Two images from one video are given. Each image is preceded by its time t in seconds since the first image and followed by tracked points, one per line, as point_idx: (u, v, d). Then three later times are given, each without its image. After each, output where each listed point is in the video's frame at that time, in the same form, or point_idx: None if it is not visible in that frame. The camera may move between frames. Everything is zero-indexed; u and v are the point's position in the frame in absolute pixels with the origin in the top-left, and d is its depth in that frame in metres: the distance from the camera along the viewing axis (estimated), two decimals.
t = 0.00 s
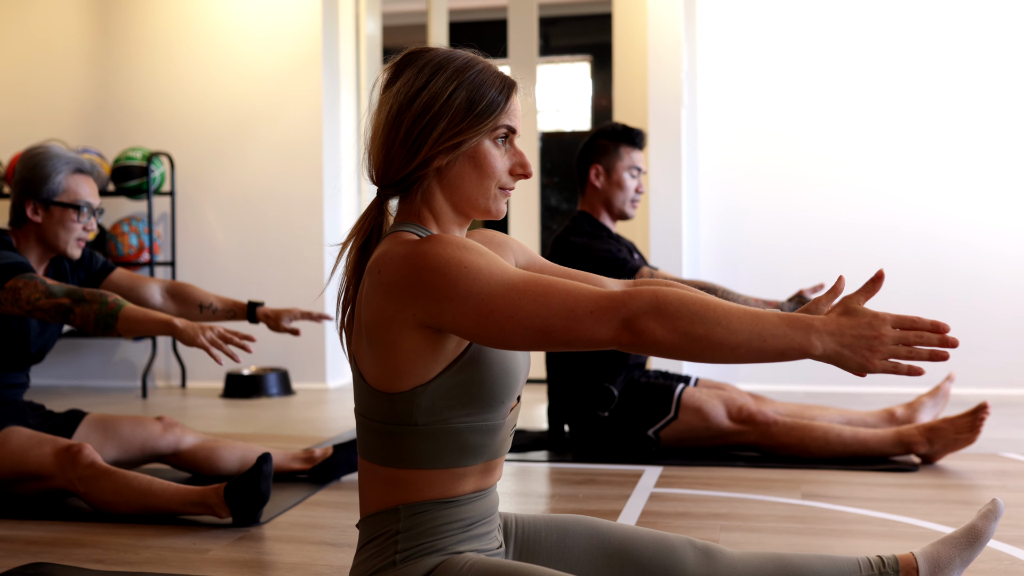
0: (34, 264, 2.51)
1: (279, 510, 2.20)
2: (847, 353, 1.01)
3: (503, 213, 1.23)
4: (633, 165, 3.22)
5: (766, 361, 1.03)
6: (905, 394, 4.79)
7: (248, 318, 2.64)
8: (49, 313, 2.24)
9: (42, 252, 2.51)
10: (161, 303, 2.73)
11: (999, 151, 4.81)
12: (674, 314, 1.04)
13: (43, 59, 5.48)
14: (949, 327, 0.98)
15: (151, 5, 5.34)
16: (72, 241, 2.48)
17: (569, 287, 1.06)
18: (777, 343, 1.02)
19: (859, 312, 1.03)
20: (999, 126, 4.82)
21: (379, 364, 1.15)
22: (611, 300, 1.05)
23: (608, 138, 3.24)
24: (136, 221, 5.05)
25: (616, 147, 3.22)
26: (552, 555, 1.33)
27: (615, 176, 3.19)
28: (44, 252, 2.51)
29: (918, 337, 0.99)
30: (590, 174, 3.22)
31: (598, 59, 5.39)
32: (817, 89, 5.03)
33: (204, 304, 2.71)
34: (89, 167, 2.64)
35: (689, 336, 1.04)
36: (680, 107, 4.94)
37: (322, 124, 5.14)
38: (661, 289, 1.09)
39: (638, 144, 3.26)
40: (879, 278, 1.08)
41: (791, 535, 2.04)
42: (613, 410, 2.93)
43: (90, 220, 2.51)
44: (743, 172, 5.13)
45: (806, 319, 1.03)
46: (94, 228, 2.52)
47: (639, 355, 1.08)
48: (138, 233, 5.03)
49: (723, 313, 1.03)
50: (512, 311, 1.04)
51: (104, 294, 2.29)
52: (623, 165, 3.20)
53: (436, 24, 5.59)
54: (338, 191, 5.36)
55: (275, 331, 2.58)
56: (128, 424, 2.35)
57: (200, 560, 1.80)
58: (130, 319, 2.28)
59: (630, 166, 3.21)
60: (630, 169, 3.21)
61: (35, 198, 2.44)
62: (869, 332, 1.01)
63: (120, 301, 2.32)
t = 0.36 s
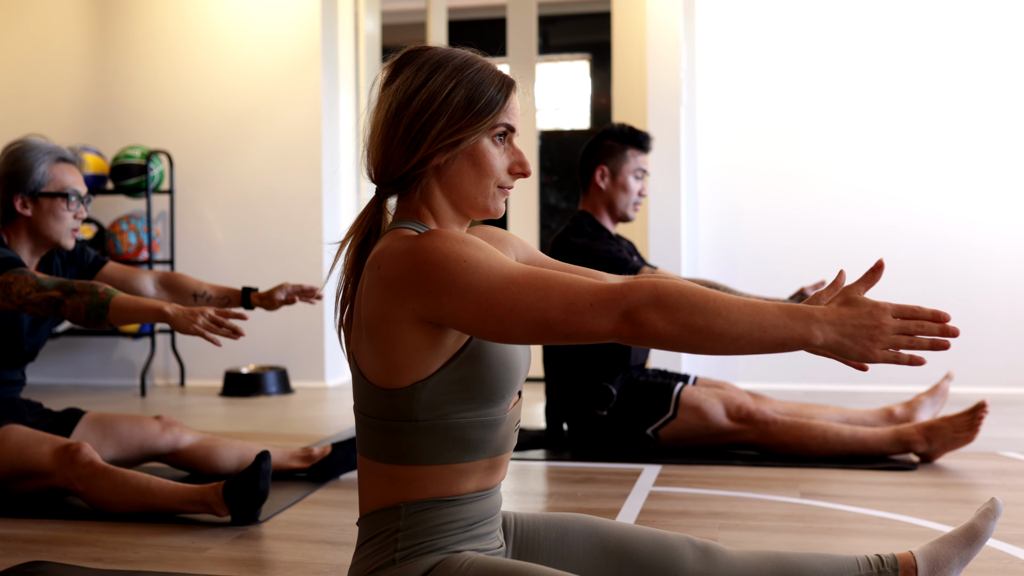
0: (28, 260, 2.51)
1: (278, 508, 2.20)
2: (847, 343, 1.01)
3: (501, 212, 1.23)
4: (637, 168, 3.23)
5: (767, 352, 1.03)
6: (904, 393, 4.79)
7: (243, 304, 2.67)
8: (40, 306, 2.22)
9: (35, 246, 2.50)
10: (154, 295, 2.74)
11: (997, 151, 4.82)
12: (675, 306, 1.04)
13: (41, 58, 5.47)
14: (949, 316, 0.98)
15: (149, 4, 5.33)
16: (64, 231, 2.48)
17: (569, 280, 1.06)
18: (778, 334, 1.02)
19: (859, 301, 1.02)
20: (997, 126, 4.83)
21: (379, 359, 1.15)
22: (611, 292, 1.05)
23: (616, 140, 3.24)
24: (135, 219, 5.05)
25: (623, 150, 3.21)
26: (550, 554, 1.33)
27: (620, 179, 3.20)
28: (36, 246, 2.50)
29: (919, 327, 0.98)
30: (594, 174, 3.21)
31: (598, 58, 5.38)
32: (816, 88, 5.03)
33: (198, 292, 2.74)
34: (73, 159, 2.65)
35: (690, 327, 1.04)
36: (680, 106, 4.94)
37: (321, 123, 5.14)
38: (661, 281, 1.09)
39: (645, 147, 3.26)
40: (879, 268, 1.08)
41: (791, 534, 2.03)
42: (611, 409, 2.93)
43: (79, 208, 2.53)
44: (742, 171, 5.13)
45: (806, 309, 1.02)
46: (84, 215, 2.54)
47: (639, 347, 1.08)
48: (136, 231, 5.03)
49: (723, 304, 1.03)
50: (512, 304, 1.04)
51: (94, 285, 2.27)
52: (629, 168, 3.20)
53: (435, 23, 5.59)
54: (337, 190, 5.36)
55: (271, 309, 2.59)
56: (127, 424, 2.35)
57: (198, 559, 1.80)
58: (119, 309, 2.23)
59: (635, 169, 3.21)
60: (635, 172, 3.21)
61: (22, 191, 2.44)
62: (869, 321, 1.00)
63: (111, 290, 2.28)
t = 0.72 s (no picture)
0: (27, 259, 2.51)
1: (278, 508, 2.20)
2: (858, 344, 1.01)
3: (509, 215, 1.23)
4: (646, 170, 3.22)
5: (777, 353, 1.03)
6: (904, 393, 4.79)
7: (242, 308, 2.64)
8: (37, 306, 2.23)
9: (35, 244, 2.50)
10: (154, 297, 2.71)
11: (997, 150, 4.82)
12: (685, 306, 1.04)
13: (41, 57, 5.47)
14: (960, 317, 0.97)
15: (150, 3, 5.33)
16: (64, 231, 2.49)
17: (579, 280, 1.06)
18: (788, 334, 1.02)
19: (870, 302, 1.02)
20: (997, 125, 4.83)
21: (386, 357, 1.15)
22: (622, 292, 1.05)
23: (625, 142, 3.24)
24: (135, 218, 5.05)
25: (632, 152, 3.22)
26: (551, 553, 1.33)
27: (628, 181, 3.19)
28: (36, 245, 2.51)
29: (929, 328, 0.98)
30: (602, 175, 3.21)
31: (598, 57, 5.37)
32: (816, 88, 5.03)
33: (198, 296, 2.71)
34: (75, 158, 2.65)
35: (700, 327, 1.04)
36: (680, 105, 4.94)
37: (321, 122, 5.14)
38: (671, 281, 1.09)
39: (655, 151, 3.27)
40: (889, 269, 1.07)
41: (792, 534, 2.03)
42: (611, 408, 2.94)
43: (80, 208, 2.52)
44: (742, 171, 5.12)
45: (817, 309, 1.02)
46: (85, 216, 2.53)
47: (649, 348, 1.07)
48: (136, 230, 5.02)
49: (734, 304, 1.03)
50: (522, 302, 1.04)
51: (93, 287, 2.28)
52: (637, 170, 3.20)
53: (435, 23, 5.58)
54: (337, 189, 5.36)
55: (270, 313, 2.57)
56: (126, 422, 2.35)
57: (198, 558, 1.80)
58: (118, 309, 2.25)
59: (644, 172, 3.21)
60: (644, 175, 3.21)
61: (23, 190, 2.44)
62: (880, 322, 1.00)
63: (109, 293, 2.29)
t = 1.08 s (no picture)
0: (43, 256, 2.52)
1: (278, 507, 2.20)
2: (863, 344, 1.01)
3: (514, 215, 1.23)
4: (657, 175, 3.22)
5: (783, 353, 1.03)
6: (904, 392, 4.79)
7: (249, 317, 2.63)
8: (51, 298, 2.23)
9: (51, 243, 2.51)
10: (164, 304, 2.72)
11: (997, 149, 4.82)
12: (691, 307, 1.04)
13: (41, 56, 5.47)
14: (964, 318, 0.98)
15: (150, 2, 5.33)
16: (81, 232, 2.49)
17: (585, 280, 1.06)
18: (794, 335, 1.02)
19: (875, 303, 1.02)
20: (997, 124, 4.83)
21: (389, 357, 1.15)
22: (627, 293, 1.05)
23: (638, 145, 3.23)
24: (134, 217, 5.05)
25: (643, 155, 3.21)
26: (550, 551, 1.34)
27: (639, 184, 3.19)
28: (52, 243, 2.51)
29: (934, 329, 0.98)
30: (613, 178, 3.21)
31: (597, 56, 5.38)
32: (816, 87, 5.03)
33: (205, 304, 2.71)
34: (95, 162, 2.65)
35: (705, 328, 1.04)
36: (680, 104, 4.94)
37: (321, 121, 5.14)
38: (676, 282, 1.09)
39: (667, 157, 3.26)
40: (895, 269, 1.07)
41: (792, 533, 2.04)
42: (612, 408, 2.94)
43: (98, 211, 2.51)
44: (742, 170, 5.13)
45: (822, 310, 1.02)
46: (102, 219, 2.52)
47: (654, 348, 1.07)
48: (136, 230, 5.02)
49: (740, 305, 1.03)
50: (527, 302, 1.04)
51: (106, 280, 2.30)
52: (648, 174, 3.19)
53: (435, 22, 5.59)
54: (336, 188, 5.36)
55: (278, 325, 2.58)
56: (126, 423, 2.35)
57: (198, 557, 1.80)
58: (130, 302, 2.28)
59: (655, 177, 3.21)
60: (655, 180, 3.21)
61: (43, 188, 2.44)
62: (885, 323, 1.01)
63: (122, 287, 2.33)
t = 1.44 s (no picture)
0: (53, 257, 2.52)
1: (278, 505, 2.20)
2: (864, 348, 1.01)
3: (518, 215, 1.23)
4: (665, 182, 3.22)
5: (783, 357, 1.03)
6: (903, 390, 4.79)
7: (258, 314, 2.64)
8: (66, 301, 2.25)
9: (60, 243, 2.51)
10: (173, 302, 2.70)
11: (997, 148, 4.82)
12: (691, 309, 1.04)
13: (40, 54, 5.46)
14: (965, 320, 0.99)
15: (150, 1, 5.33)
16: (89, 231, 2.48)
17: (586, 283, 1.06)
18: (795, 338, 1.02)
19: (876, 306, 1.03)
20: (997, 122, 4.83)
21: (389, 357, 1.15)
22: (628, 295, 1.05)
23: (648, 150, 3.23)
24: (134, 216, 5.05)
25: (653, 161, 3.21)
26: (549, 550, 1.34)
27: (647, 190, 3.20)
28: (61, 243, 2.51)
29: (935, 332, 0.99)
30: (621, 181, 3.20)
31: (597, 55, 5.37)
32: (816, 85, 5.03)
33: (215, 301, 2.70)
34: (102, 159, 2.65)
35: (706, 330, 1.04)
36: (680, 103, 4.93)
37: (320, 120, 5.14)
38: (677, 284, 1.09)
39: (677, 164, 3.27)
40: (896, 272, 1.08)
41: (793, 531, 2.04)
42: (611, 406, 2.94)
43: (105, 209, 2.51)
44: (742, 169, 5.13)
45: (822, 313, 1.03)
46: (109, 217, 2.52)
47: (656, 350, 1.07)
48: (136, 228, 5.02)
49: (741, 307, 1.03)
50: (528, 304, 1.04)
51: (122, 284, 2.33)
52: (656, 180, 3.20)
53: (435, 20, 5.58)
54: (336, 186, 5.36)
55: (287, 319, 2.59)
56: (132, 420, 2.35)
57: (198, 556, 1.81)
58: (147, 306, 2.31)
59: (662, 183, 3.21)
60: (662, 186, 3.21)
61: (48, 189, 2.44)
62: (886, 326, 1.01)
63: (138, 291, 2.35)
